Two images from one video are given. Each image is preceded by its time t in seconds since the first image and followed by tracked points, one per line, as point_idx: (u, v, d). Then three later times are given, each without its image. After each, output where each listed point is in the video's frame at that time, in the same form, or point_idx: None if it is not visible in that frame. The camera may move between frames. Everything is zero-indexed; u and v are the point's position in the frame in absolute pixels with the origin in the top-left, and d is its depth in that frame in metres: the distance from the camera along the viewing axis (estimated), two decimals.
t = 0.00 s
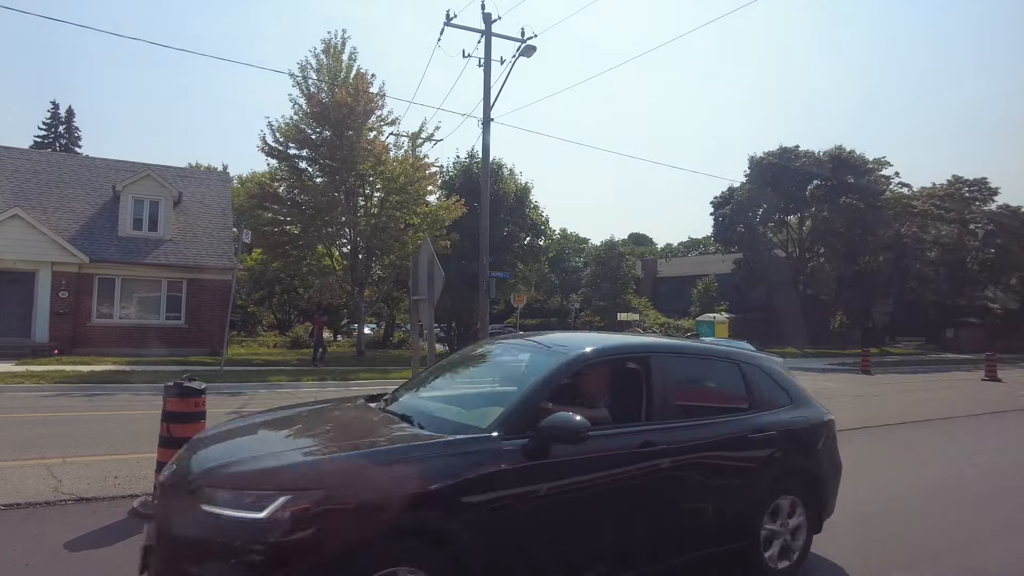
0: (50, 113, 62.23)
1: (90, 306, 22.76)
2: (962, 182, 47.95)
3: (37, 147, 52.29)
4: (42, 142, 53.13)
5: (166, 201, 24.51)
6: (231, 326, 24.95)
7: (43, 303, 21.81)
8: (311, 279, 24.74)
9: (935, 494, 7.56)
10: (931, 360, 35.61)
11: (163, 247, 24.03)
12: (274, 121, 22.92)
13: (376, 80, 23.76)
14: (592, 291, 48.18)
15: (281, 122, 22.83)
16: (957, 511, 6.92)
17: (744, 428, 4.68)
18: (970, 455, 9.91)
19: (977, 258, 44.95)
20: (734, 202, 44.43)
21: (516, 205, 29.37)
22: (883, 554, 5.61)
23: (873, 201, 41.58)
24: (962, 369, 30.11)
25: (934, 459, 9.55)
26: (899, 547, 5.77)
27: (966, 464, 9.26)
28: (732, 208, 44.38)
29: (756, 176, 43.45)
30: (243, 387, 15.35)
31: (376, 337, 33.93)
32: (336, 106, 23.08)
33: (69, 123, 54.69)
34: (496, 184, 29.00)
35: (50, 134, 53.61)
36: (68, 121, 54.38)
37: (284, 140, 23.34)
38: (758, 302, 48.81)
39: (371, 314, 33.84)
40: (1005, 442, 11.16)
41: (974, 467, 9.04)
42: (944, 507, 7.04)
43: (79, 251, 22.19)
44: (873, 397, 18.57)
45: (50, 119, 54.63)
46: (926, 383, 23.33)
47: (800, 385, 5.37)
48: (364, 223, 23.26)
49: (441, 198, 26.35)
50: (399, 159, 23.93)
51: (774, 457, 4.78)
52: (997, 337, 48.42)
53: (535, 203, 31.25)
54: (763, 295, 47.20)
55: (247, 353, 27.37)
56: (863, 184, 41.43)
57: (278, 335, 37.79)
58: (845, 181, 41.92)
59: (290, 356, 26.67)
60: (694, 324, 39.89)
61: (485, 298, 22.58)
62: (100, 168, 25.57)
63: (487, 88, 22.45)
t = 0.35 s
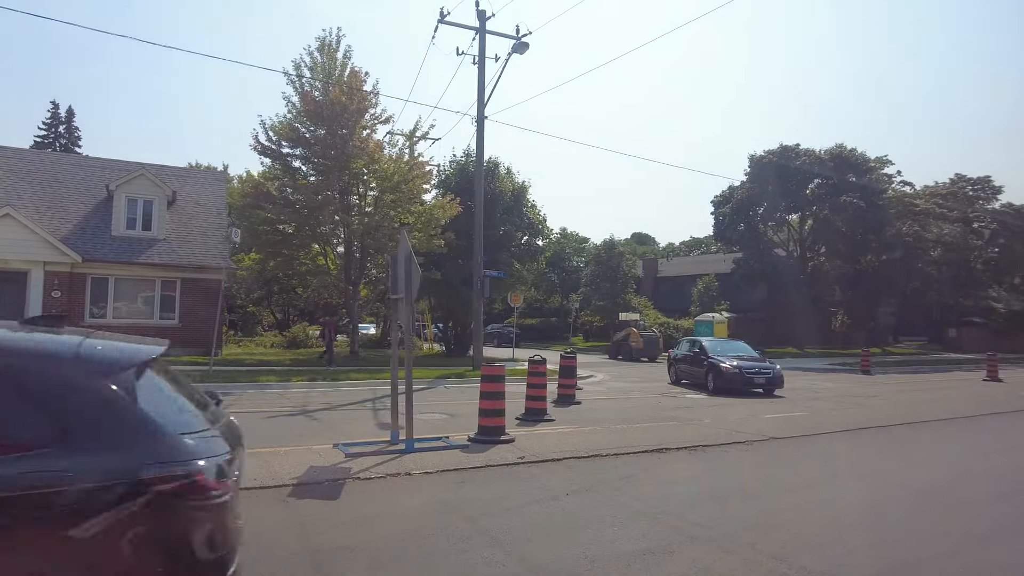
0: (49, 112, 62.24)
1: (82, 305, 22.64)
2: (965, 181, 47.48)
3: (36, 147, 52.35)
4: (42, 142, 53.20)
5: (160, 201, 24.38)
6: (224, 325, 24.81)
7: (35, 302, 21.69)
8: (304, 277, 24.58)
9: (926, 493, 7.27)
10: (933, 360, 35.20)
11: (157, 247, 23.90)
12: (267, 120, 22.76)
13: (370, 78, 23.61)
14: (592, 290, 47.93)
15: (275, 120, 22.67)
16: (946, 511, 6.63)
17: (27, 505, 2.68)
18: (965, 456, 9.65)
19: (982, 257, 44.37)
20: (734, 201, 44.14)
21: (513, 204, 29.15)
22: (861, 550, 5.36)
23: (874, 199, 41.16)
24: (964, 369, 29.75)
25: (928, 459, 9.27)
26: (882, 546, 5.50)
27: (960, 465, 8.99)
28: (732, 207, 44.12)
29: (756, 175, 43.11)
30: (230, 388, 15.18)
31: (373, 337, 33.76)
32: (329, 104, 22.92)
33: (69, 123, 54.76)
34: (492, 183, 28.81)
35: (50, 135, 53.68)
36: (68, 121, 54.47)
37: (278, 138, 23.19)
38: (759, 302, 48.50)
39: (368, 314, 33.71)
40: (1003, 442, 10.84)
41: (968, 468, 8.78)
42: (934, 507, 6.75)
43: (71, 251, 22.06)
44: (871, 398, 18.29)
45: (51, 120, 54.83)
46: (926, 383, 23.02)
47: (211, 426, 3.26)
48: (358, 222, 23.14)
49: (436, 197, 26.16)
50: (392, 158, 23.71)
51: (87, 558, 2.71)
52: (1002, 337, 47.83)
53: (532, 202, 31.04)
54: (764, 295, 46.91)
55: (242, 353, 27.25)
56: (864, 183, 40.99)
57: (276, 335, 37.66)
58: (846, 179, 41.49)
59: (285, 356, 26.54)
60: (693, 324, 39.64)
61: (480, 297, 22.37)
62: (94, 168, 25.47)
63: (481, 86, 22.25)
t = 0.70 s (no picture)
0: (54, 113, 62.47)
1: (80, 305, 22.65)
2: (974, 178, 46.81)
3: (41, 148, 52.66)
4: (47, 142, 53.53)
5: (158, 200, 24.37)
6: (223, 325, 24.75)
7: (31, 302, 21.66)
8: (301, 277, 24.47)
9: (918, 497, 7.01)
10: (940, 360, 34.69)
11: (154, 247, 23.88)
12: (265, 119, 22.63)
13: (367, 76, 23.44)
14: (595, 289, 47.70)
15: (272, 119, 22.52)
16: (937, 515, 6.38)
17: None
18: (964, 457, 9.37)
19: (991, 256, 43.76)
20: (738, 199, 43.80)
21: (513, 203, 28.88)
22: (844, 560, 5.12)
23: (880, 197, 40.69)
24: (971, 369, 29.28)
25: (925, 461, 9.01)
26: (864, 554, 5.28)
27: (959, 466, 8.71)
28: (735, 205, 43.78)
29: (760, 173, 42.71)
30: (222, 387, 15.09)
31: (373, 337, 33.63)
32: (327, 103, 22.79)
33: (74, 123, 55.06)
34: (492, 181, 28.62)
35: (55, 135, 53.97)
36: (73, 121, 54.79)
37: (275, 137, 23.04)
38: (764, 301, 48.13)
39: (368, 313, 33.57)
40: (1005, 443, 10.53)
41: (966, 470, 8.50)
42: (925, 511, 6.50)
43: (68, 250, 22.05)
44: (873, 398, 17.97)
45: (56, 120, 55.13)
46: (931, 383, 22.63)
47: None
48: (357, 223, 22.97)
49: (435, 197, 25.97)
50: (390, 156, 23.51)
51: None
52: (1011, 337, 47.11)
53: (533, 200, 30.79)
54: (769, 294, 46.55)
55: (241, 353, 27.17)
56: (870, 180, 40.53)
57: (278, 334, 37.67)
58: (852, 177, 41.03)
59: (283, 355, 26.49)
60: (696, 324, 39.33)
61: (477, 297, 22.19)
62: (92, 167, 25.48)
63: (479, 84, 22.01)
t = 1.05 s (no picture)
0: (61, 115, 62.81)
1: (79, 305, 22.69)
2: (984, 176, 46.15)
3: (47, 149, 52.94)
4: (53, 144, 53.80)
5: (157, 200, 24.36)
6: (222, 325, 24.73)
7: (30, 302, 21.70)
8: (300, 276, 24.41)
9: (910, 502, 6.76)
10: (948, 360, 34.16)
11: (153, 247, 23.87)
12: (263, 118, 22.56)
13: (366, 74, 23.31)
14: (600, 288, 47.42)
15: (269, 118, 22.44)
16: (926, 521, 6.13)
17: None
18: (963, 460, 9.09)
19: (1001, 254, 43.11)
20: (743, 198, 43.37)
21: (513, 202, 28.70)
22: (825, 570, 4.89)
23: (888, 195, 40.16)
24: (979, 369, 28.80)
25: (922, 464, 8.75)
26: (847, 563, 5.04)
27: (956, 470, 8.43)
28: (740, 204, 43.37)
29: (766, 171, 42.21)
30: (214, 388, 14.98)
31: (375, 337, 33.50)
32: (325, 101, 22.69)
33: (80, 125, 55.33)
34: (492, 180, 28.45)
35: (61, 137, 54.26)
36: (79, 123, 55.07)
37: (274, 136, 22.96)
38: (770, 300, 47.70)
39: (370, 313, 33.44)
40: (1007, 446, 10.24)
41: (964, 474, 8.22)
42: (916, 517, 6.24)
43: (67, 250, 22.07)
44: (876, 399, 17.62)
45: (63, 122, 55.47)
46: (937, 383, 22.24)
47: None
48: (354, 222, 22.81)
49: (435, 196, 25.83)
50: (388, 155, 23.37)
51: None
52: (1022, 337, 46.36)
53: (534, 199, 30.59)
54: (774, 293, 46.14)
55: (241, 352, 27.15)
56: (877, 178, 40.01)
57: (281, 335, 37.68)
58: (859, 175, 40.49)
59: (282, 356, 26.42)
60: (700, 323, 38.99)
61: (475, 296, 22.02)
62: (92, 167, 25.53)
63: (477, 82, 21.87)
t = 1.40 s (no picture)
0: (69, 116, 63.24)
1: (79, 304, 22.72)
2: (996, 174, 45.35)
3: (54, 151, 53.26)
4: (60, 146, 54.14)
5: (157, 199, 24.36)
6: (221, 324, 24.69)
7: (29, 302, 21.76)
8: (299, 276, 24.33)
9: (901, 509, 6.51)
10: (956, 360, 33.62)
11: (153, 247, 23.85)
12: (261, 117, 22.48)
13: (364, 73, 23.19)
14: (604, 288, 47.13)
15: (267, 117, 22.36)
16: (916, 528, 5.88)
17: None
18: (962, 464, 8.81)
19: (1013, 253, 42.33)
20: (748, 197, 42.97)
21: (514, 201, 28.51)
22: None
23: (896, 193, 39.63)
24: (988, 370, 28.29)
25: (919, 468, 8.46)
26: (828, 573, 4.81)
27: (952, 475, 8.15)
28: (745, 203, 42.96)
29: (771, 170, 41.76)
30: (206, 388, 14.88)
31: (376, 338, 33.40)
32: (323, 100, 22.57)
33: (87, 126, 55.61)
34: (493, 180, 28.26)
35: (69, 138, 54.63)
36: (86, 124, 55.40)
37: (272, 135, 22.89)
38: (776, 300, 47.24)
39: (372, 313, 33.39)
40: (1008, 449, 9.96)
41: (961, 479, 7.95)
42: (906, 524, 6.00)
43: (66, 250, 22.09)
44: (879, 400, 17.27)
45: (70, 123, 55.76)
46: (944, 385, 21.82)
47: None
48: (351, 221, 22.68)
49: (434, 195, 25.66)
50: (386, 153, 23.22)
51: None
52: None
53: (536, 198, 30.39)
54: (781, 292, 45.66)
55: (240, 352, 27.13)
56: (885, 176, 39.46)
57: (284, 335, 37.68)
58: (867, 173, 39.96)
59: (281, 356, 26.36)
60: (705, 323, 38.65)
61: (473, 295, 21.86)
62: (93, 167, 25.61)
63: (475, 81, 21.74)
